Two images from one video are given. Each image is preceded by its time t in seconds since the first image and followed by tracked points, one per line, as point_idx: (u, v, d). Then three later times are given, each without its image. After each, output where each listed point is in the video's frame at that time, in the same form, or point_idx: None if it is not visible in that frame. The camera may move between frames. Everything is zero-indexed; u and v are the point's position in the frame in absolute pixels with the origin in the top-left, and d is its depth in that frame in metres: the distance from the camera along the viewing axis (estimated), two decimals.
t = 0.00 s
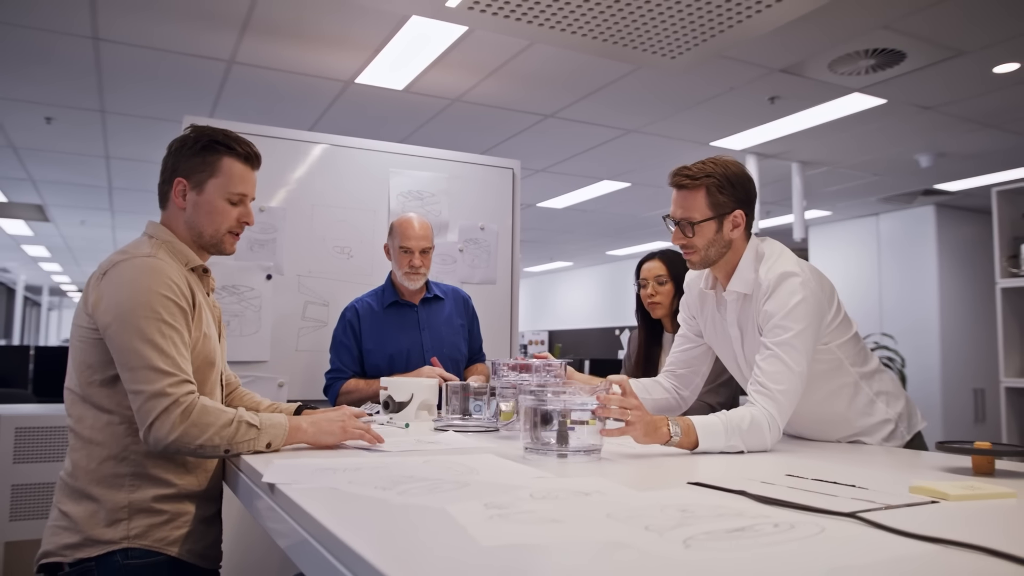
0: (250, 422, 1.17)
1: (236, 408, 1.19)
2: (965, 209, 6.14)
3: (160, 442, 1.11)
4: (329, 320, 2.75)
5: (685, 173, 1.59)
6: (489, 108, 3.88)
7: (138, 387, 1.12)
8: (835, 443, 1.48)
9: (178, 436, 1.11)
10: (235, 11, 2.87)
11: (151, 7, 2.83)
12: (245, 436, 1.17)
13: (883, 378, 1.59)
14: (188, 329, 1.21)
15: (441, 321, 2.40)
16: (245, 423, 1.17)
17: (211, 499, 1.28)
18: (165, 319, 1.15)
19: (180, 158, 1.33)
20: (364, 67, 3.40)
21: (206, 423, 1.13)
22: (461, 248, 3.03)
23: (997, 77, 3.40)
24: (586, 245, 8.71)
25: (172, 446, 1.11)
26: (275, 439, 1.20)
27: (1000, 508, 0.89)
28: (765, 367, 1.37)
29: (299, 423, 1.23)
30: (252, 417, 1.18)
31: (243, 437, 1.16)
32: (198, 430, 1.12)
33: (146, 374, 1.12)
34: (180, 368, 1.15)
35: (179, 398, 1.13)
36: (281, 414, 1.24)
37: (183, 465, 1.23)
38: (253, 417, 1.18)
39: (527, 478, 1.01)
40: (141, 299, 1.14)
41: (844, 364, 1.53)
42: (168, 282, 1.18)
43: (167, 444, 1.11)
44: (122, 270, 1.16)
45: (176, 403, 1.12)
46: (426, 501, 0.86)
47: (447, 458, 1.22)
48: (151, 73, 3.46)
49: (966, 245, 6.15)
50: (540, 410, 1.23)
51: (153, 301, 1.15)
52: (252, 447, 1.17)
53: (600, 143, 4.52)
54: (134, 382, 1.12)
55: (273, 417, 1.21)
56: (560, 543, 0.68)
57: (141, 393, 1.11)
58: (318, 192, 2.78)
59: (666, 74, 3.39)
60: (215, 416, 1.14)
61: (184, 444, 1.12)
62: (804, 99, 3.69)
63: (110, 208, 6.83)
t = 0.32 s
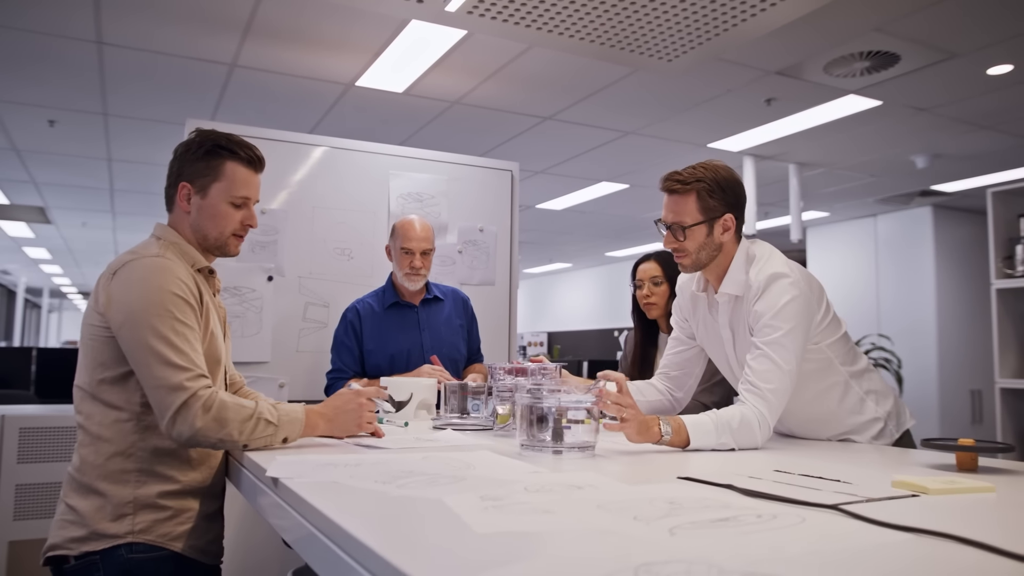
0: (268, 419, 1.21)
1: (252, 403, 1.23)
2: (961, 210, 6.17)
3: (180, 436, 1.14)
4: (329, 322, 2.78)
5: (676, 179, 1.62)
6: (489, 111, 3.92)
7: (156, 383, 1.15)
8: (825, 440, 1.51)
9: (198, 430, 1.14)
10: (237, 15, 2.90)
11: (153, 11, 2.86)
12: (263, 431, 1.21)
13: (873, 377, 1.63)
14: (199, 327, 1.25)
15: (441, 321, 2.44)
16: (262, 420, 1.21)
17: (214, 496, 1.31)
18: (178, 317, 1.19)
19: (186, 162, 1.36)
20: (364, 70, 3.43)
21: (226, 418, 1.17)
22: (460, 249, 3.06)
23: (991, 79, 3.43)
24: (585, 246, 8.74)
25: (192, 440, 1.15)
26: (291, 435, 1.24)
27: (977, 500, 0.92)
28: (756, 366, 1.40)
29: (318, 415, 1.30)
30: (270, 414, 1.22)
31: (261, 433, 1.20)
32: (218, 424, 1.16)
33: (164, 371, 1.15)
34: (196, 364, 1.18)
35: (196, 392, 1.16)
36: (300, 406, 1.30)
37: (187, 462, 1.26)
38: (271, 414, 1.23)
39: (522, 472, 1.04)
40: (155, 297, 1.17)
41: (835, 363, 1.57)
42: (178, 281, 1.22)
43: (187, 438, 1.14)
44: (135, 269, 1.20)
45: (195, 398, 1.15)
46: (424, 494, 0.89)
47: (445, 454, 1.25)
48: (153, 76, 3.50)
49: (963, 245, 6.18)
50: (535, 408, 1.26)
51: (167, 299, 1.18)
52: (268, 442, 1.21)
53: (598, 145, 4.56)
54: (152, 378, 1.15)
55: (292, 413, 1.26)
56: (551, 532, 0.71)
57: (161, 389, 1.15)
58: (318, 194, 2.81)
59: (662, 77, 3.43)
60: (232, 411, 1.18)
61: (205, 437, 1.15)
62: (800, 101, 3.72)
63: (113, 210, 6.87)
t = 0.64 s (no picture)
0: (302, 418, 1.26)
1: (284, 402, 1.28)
2: (958, 211, 6.21)
3: (217, 430, 1.19)
4: (330, 323, 2.82)
5: (665, 184, 1.66)
6: (488, 114, 3.96)
7: (188, 380, 1.19)
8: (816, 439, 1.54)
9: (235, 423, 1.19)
10: (238, 19, 2.94)
11: (156, 15, 2.90)
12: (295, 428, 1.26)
13: (862, 376, 1.66)
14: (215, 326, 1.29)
15: (441, 323, 2.47)
16: (296, 419, 1.26)
17: (216, 493, 1.35)
18: (198, 316, 1.23)
19: (193, 166, 1.40)
20: (364, 73, 3.47)
21: (259, 412, 1.22)
22: (459, 251, 3.09)
23: (985, 81, 3.46)
24: (585, 248, 8.77)
25: (230, 433, 1.20)
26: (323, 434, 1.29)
27: (956, 494, 0.95)
28: (744, 366, 1.43)
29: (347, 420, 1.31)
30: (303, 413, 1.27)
31: (293, 430, 1.26)
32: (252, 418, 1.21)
33: (195, 367, 1.19)
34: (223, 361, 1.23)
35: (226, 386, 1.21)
36: (333, 412, 1.31)
37: (191, 459, 1.30)
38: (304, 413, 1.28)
39: (517, 468, 1.07)
40: (174, 297, 1.22)
41: (823, 363, 1.60)
42: (194, 282, 1.26)
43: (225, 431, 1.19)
44: (150, 270, 1.23)
45: (228, 393, 1.20)
46: (422, 487, 0.92)
47: (444, 451, 1.28)
48: (155, 79, 3.53)
49: (960, 246, 6.22)
50: (531, 408, 1.31)
51: (187, 299, 1.23)
52: (300, 441, 1.26)
53: (596, 147, 4.59)
54: (181, 375, 1.19)
55: (326, 415, 1.30)
56: (542, 522, 0.74)
57: (193, 386, 1.19)
58: (319, 196, 2.84)
59: (659, 80, 3.47)
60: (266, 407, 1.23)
61: (242, 430, 1.21)
62: (795, 103, 3.76)
63: (114, 212, 6.90)
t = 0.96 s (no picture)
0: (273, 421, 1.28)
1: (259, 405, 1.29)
2: (955, 212, 6.24)
3: (190, 436, 1.21)
4: (330, 324, 2.85)
5: (653, 192, 1.70)
6: (487, 117, 3.99)
7: (169, 385, 1.21)
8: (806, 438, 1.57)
9: (206, 430, 1.20)
10: (240, 25, 2.97)
11: (159, 20, 2.93)
12: (269, 432, 1.28)
13: (850, 376, 1.69)
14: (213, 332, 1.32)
15: (440, 325, 2.51)
16: (268, 422, 1.28)
17: (219, 492, 1.38)
18: (193, 322, 1.26)
19: (205, 173, 1.43)
20: (365, 78, 3.50)
21: (232, 420, 1.22)
22: (458, 253, 3.12)
23: (979, 85, 3.50)
24: (585, 249, 8.80)
25: (203, 439, 1.21)
26: (295, 431, 1.32)
27: (935, 490, 0.98)
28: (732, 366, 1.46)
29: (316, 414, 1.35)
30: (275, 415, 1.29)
31: (267, 433, 1.27)
32: (226, 425, 1.22)
33: (177, 373, 1.21)
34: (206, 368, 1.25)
35: (206, 393, 1.23)
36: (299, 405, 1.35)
37: (196, 458, 1.33)
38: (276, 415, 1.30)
39: (511, 466, 1.11)
40: (172, 303, 1.24)
41: (812, 363, 1.63)
42: (195, 288, 1.28)
43: (197, 437, 1.20)
44: (155, 276, 1.27)
45: (202, 401, 1.21)
46: (418, 484, 0.96)
47: (440, 450, 1.31)
48: (158, 83, 3.56)
49: (957, 247, 6.25)
50: (526, 408, 1.34)
51: (185, 306, 1.25)
52: (272, 442, 1.29)
53: (595, 149, 4.62)
54: (165, 380, 1.22)
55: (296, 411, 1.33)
56: (532, 516, 0.78)
57: (173, 391, 1.21)
58: (319, 198, 2.88)
59: (656, 84, 3.50)
60: (242, 414, 1.24)
61: (212, 438, 1.22)
62: (791, 107, 3.79)
63: (116, 214, 6.93)
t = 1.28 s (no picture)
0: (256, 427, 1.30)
1: (241, 412, 1.31)
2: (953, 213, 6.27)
3: (172, 437, 1.24)
4: (330, 325, 2.89)
5: (641, 200, 1.74)
6: (485, 120, 4.03)
7: (160, 387, 1.25)
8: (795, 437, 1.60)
9: (189, 434, 1.23)
10: (241, 30, 3.01)
11: (160, 26, 2.97)
12: (252, 438, 1.30)
13: (839, 376, 1.72)
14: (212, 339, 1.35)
15: (441, 327, 2.54)
16: (251, 428, 1.30)
17: (222, 490, 1.42)
18: (191, 328, 1.29)
19: (217, 181, 1.48)
20: (363, 82, 3.54)
21: (215, 425, 1.25)
22: (457, 255, 3.16)
23: (972, 88, 3.53)
24: (585, 249, 8.83)
25: (185, 441, 1.24)
26: (280, 438, 1.34)
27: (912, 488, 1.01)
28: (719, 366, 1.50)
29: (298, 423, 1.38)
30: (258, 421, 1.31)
31: (251, 437, 1.30)
32: (209, 430, 1.25)
33: (168, 377, 1.25)
34: (196, 374, 1.28)
35: (194, 398, 1.26)
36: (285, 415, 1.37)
37: (200, 458, 1.37)
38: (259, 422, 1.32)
39: (504, 464, 1.14)
40: (174, 309, 1.28)
41: (800, 363, 1.67)
42: (199, 295, 1.32)
43: (180, 440, 1.24)
44: (163, 282, 1.31)
45: (187, 405, 1.24)
46: (413, 482, 0.99)
47: (437, 449, 1.35)
48: (160, 87, 3.61)
49: (955, 248, 6.27)
50: (523, 409, 1.37)
51: (185, 312, 1.29)
52: (258, 445, 1.31)
53: (593, 151, 4.65)
54: (157, 382, 1.25)
55: (278, 420, 1.35)
56: (520, 511, 0.81)
57: (162, 393, 1.24)
58: (320, 202, 2.92)
59: (652, 87, 3.54)
60: (226, 420, 1.27)
61: (196, 441, 1.25)
62: (787, 109, 3.83)
63: (118, 215, 6.96)
